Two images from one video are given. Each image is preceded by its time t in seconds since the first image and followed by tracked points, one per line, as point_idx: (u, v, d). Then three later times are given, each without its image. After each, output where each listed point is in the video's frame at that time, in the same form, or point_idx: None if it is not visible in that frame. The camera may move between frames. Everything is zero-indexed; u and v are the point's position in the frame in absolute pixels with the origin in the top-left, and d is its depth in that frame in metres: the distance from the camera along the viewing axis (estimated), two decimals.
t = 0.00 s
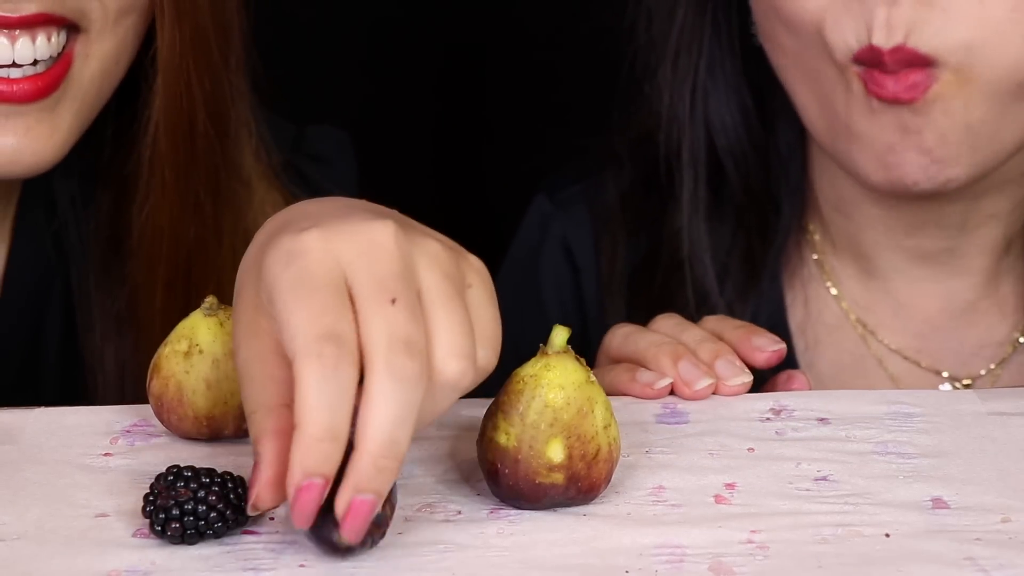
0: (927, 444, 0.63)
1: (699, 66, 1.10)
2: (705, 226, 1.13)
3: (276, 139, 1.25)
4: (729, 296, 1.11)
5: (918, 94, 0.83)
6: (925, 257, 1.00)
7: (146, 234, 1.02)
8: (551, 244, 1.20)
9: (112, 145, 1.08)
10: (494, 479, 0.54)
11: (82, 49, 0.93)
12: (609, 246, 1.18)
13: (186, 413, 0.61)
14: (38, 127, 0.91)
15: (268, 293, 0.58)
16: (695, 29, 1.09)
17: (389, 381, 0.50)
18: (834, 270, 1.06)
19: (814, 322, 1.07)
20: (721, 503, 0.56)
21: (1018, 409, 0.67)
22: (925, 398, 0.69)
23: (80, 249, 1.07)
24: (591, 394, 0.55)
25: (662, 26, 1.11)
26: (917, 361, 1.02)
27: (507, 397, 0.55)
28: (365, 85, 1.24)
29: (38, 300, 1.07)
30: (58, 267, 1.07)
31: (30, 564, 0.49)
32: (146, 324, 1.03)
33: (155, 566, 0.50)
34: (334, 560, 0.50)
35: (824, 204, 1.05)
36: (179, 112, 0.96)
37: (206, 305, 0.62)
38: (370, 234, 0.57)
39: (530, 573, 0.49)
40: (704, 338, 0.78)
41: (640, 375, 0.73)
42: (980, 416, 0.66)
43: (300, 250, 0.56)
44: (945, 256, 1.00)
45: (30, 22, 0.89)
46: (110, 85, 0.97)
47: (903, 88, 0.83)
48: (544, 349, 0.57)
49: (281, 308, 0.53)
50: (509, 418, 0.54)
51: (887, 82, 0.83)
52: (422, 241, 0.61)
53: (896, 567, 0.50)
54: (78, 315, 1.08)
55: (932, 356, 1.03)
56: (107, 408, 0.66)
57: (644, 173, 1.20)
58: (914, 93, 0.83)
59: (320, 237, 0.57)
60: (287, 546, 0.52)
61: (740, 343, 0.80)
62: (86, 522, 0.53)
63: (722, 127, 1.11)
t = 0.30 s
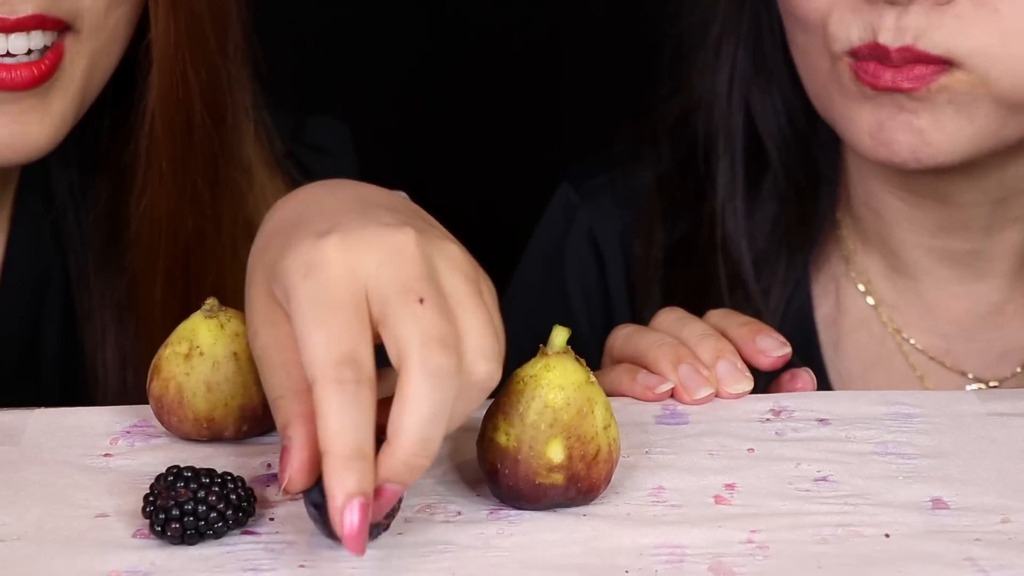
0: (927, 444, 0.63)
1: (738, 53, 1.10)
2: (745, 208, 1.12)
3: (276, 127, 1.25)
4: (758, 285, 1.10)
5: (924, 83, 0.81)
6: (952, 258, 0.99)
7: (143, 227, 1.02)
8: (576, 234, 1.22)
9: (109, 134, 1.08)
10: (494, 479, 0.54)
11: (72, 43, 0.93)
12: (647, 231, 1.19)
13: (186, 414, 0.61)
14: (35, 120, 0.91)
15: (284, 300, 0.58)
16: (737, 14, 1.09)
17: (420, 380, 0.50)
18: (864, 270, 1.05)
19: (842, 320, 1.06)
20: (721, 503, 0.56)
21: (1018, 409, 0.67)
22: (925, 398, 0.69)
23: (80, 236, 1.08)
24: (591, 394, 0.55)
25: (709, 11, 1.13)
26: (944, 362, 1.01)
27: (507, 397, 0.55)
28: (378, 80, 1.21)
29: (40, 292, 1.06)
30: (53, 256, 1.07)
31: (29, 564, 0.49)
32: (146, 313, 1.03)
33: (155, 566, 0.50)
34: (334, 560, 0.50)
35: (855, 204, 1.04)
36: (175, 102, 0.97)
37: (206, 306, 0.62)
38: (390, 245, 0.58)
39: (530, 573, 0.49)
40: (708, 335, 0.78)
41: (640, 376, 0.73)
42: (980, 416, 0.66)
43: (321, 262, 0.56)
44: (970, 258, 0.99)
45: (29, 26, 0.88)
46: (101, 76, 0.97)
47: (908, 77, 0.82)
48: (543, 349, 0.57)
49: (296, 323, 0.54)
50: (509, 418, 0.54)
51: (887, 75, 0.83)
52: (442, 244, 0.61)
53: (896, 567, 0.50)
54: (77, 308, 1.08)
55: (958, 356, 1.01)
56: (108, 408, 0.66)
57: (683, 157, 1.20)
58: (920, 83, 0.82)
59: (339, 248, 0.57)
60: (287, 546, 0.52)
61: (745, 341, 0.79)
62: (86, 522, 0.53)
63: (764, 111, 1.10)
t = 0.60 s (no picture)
0: (927, 444, 0.63)
1: (759, 50, 1.10)
2: (761, 206, 1.12)
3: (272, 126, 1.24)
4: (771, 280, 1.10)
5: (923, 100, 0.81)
6: (957, 262, 0.99)
7: (128, 219, 1.02)
8: (580, 240, 1.23)
9: (96, 125, 1.08)
10: (494, 479, 0.54)
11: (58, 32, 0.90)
12: (660, 231, 1.19)
13: (186, 415, 0.60)
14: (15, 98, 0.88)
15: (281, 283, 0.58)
16: (757, 11, 1.09)
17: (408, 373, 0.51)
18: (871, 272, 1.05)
19: (848, 322, 1.06)
20: (721, 503, 0.56)
21: (1019, 410, 0.67)
22: (925, 398, 0.69)
23: (69, 228, 1.08)
24: (591, 394, 0.55)
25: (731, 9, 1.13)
26: (950, 367, 1.01)
27: (507, 397, 0.55)
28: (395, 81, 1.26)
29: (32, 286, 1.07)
30: (40, 246, 1.07)
31: (29, 564, 0.49)
32: (133, 303, 1.03)
33: (154, 567, 0.50)
34: (334, 561, 0.50)
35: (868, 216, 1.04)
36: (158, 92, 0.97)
37: (206, 306, 0.62)
38: (389, 227, 0.57)
39: (530, 573, 0.49)
40: (710, 334, 0.78)
41: (641, 377, 0.73)
42: (980, 417, 0.66)
43: (320, 240, 0.56)
44: (976, 262, 0.98)
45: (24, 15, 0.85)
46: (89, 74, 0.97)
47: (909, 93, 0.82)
48: (544, 349, 0.57)
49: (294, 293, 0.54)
50: (509, 418, 0.54)
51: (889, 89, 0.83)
52: (437, 230, 0.61)
53: (896, 567, 0.50)
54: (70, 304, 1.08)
55: (964, 361, 1.01)
56: (108, 408, 0.66)
57: (698, 154, 1.20)
58: (920, 100, 0.81)
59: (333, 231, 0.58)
60: (286, 546, 0.52)
61: (746, 340, 0.79)
62: (86, 522, 0.53)
63: (783, 110, 1.10)
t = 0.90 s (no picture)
0: (927, 444, 0.63)
1: (752, 51, 1.09)
2: (755, 204, 1.11)
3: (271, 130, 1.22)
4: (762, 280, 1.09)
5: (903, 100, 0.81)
6: (949, 264, 1.00)
7: (132, 212, 1.02)
8: (576, 243, 1.23)
9: (92, 114, 1.06)
10: (494, 478, 0.55)
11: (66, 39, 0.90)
12: (654, 233, 1.18)
13: (186, 415, 0.61)
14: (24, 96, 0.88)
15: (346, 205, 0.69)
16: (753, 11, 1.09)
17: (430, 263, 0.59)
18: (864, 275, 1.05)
19: (842, 322, 1.07)
20: (721, 503, 0.56)
21: (1019, 409, 0.67)
22: (925, 398, 0.69)
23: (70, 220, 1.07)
24: (591, 394, 0.55)
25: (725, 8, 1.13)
26: (944, 368, 1.02)
27: (507, 397, 0.55)
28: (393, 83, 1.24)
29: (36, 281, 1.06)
30: (38, 237, 1.06)
31: (30, 564, 0.49)
32: (138, 296, 1.05)
33: (155, 566, 0.50)
34: (334, 561, 0.50)
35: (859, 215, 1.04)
36: (162, 87, 0.97)
37: (206, 307, 0.61)
38: (445, 151, 0.69)
39: (530, 573, 0.49)
40: (711, 334, 0.78)
41: (641, 378, 0.73)
42: (980, 417, 0.66)
43: (381, 147, 0.68)
44: (968, 263, 0.99)
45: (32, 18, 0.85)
46: (93, 66, 0.96)
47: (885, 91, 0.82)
48: (543, 349, 0.56)
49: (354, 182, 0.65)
50: (509, 418, 0.54)
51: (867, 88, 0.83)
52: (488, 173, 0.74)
53: (896, 567, 0.50)
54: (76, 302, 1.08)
55: (957, 362, 1.02)
56: (108, 408, 0.67)
57: (692, 155, 1.20)
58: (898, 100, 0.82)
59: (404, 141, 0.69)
60: (286, 546, 0.52)
61: (747, 342, 0.79)
62: (86, 522, 0.53)
63: (776, 110, 1.10)
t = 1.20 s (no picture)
0: (927, 444, 0.63)
1: (749, 56, 1.09)
2: (750, 209, 1.11)
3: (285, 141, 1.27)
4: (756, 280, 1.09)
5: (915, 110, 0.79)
6: (943, 267, 1.00)
7: (144, 212, 1.02)
8: (573, 251, 1.22)
9: (101, 114, 1.06)
10: (494, 479, 0.55)
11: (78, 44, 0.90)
12: (649, 237, 1.18)
13: (186, 415, 0.61)
14: (42, 100, 0.87)
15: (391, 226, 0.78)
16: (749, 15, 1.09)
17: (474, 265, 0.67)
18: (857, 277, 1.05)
19: (838, 325, 1.06)
20: (721, 503, 0.56)
21: (1018, 410, 0.67)
22: (925, 398, 0.69)
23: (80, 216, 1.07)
24: (591, 394, 0.55)
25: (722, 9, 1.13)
26: (938, 372, 1.02)
27: (507, 397, 0.55)
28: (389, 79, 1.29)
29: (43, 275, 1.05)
30: (47, 236, 1.05)
31: (30, 564, 0.49)
32: (150, 296, 1.04)
33: (155, 567, 0.50)
34: (334, 561, 0.50)
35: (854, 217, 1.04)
36: (174, 85, 0.98)
37: (206, 307, 0.61)
38: (483, 181, 0.82)
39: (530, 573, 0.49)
40: (711, 334, 0.78)
41: (641, 378, 0.73)
42: (980, 417, 0.66)
43: (422, 177, 0.81)
44: (962, 267, 1.00)
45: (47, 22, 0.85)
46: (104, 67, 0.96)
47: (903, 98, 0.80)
48: (543, 350, 0.56)
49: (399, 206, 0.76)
50: (509, 418, 0.54)
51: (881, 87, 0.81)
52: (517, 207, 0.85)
53: (896, 567, 0.50)
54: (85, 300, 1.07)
55: (953, 365, 1.02)
56: (108, 408, 0.67)
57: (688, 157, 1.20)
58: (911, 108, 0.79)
59: (445, 174, 0.81)
60: (286, 546, 0.51)
61: (749, 344, 0.78)
62: (86, 522, 0.53)
63: (769, 113, 1.10)
